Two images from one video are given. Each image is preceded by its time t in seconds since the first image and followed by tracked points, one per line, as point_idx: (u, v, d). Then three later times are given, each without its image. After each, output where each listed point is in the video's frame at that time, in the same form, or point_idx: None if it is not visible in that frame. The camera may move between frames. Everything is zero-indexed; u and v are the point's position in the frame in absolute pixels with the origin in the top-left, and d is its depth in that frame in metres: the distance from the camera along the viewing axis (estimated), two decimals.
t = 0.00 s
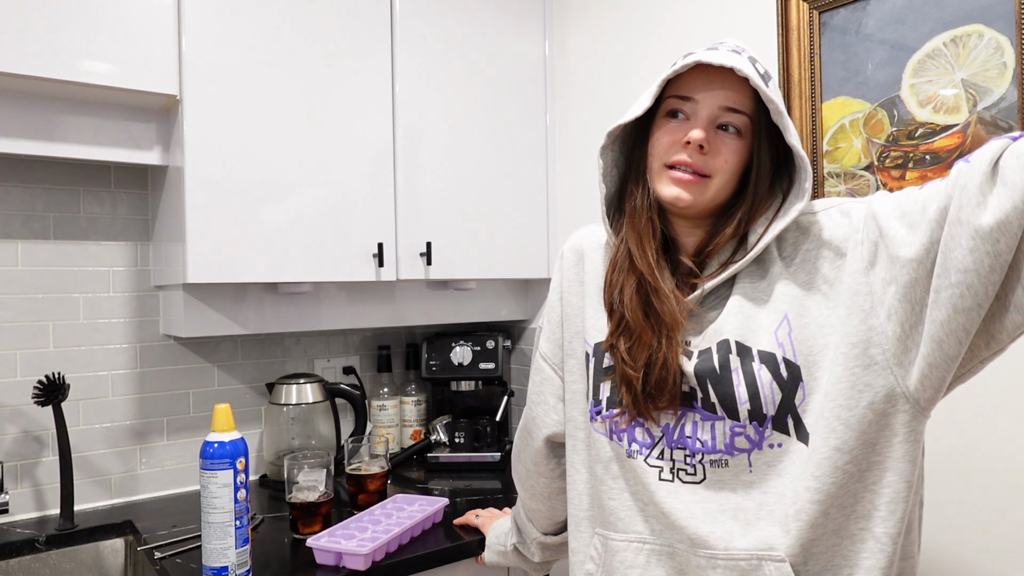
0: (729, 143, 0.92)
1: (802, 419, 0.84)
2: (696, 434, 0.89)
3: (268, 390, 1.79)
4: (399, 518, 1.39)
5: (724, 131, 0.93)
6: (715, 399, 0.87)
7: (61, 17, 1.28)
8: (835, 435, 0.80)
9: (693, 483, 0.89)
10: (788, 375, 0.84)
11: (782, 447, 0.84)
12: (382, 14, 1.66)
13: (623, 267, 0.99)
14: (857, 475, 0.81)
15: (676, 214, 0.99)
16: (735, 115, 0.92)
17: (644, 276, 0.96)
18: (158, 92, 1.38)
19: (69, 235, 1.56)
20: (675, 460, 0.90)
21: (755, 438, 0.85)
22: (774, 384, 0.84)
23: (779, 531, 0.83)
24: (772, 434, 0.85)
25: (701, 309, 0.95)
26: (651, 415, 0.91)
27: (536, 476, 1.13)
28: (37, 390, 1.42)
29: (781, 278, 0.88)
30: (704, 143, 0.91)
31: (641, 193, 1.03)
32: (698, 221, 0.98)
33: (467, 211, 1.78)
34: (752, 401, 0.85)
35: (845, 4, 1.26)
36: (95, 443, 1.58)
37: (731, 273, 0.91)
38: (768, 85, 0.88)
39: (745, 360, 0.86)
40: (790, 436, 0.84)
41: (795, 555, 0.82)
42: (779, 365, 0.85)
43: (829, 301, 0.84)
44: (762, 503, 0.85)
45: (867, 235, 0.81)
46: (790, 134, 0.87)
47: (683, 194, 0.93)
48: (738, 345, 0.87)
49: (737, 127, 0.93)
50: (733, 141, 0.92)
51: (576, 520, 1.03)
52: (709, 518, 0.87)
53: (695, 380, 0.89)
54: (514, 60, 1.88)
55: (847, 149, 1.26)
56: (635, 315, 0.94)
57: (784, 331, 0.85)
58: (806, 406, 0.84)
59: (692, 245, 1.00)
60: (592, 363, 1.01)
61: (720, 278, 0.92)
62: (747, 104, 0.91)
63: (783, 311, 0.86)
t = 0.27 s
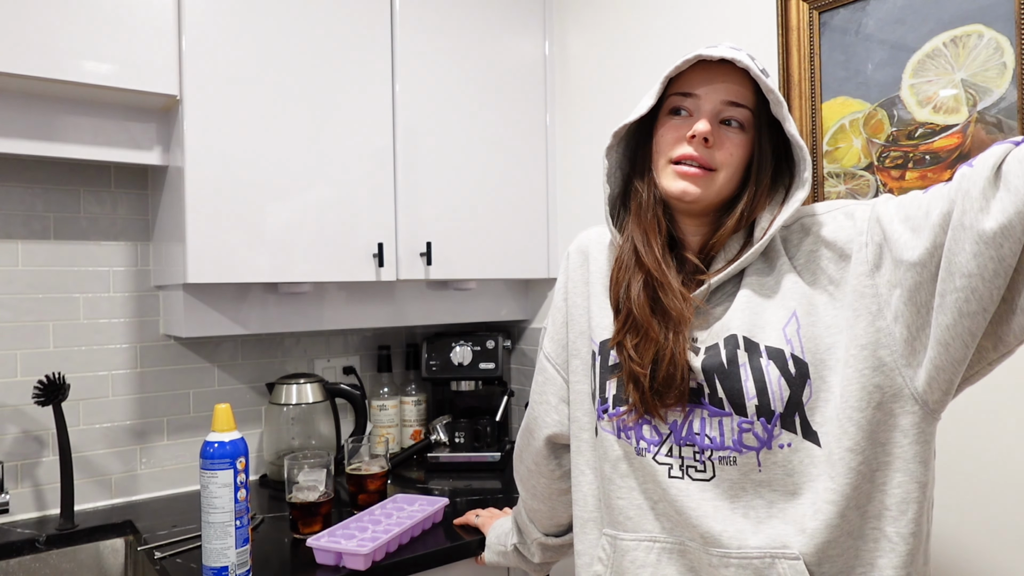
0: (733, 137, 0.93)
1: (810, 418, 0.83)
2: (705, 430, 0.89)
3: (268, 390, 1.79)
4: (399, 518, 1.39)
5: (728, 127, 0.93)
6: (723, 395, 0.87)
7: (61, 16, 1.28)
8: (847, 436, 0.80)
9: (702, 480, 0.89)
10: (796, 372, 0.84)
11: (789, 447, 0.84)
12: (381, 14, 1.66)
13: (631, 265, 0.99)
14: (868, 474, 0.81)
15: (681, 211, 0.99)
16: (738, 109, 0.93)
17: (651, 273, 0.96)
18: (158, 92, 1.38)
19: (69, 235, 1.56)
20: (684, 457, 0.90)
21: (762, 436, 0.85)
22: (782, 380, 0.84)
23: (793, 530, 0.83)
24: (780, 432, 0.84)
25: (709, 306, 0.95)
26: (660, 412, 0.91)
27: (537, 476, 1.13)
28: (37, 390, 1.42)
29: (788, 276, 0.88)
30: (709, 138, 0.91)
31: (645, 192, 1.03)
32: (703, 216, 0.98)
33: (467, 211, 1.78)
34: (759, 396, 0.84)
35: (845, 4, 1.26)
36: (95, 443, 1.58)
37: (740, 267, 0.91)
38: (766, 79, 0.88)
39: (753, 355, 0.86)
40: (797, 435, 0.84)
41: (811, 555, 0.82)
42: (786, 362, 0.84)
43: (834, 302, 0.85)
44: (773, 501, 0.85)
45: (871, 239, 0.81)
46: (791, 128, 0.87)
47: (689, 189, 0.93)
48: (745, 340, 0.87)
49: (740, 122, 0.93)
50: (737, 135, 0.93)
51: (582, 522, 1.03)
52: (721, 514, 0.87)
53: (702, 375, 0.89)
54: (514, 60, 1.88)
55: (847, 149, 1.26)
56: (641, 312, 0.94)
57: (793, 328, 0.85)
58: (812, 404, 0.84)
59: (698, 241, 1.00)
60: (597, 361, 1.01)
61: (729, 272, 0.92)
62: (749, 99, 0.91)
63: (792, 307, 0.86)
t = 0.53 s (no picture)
0: (731, 140, 0.93)
1: (804, 423, 0.83)
2: (703, 428, 0.89)
3: (268, 390, 1.79)
4: (399, 518, 1.39)
5: (727, 130, 0.93)
6: (718, 394, 0.87)
7: (61, 17, 1.28)
8: (850, 443, 0.79)
9: (700, 478, 0.89)
10: (792, 376, 0.84)
11: (782, 451, 0.83)
12: (382, 14, 1.66)
13: (631, 268, 0.99)
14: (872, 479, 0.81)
15: (682, 214, 1.00)
16: (736, 111, 0.93)
17: (651, 276, 0.96)
18: (158, 92, 1.38)
19: (69, 235, 1.56)
20: (682, 454, 0.90)
21: (756, 438, 0.85)
22: (776, 382, 0.84)
23: (790, 530, 0.83)
24: (774, 436, 0.83)
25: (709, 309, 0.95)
26: (659, 413, 0.91)
27: (537, 475, 1.13)
28: (37, 390, 1.42)
29: (793, 283, 0.88)
30: (707, 142, 0.91)
31: (647, 194, 1.03)
32: (705, 218, 0.98)
33: (467, 211, 1.78)
34: (753, 397, 0.85)
35: (845, 4, 1.26)
36: (95, 443, 1.58)
37: (742, 269, 0.91)
38: (763, 81, 0.88)
39: (750, 357, 0.86)
40: (791, 440, 0.83)
41: (808, 556, 0.82)
42: (782, 364, 0.84)
43: (837, 309, 0.85)
44: (773, 499, 0.85)
45: (875, 249, 0.81)
46: (787, 131, 0.87)
47: (688, 194, 0.93)
48: (744, 341, 0.87)
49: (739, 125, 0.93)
50: (736, 138, 0.93)
51: (583, 517, 1.03)
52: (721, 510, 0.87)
53: (699, 375, 0.89)
54: (514, 61, 1.88)
55: (847, 150, 1.26)
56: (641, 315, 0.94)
57: (791, 332, 0.85)
58: (808, 409, 0.83)
59: (699, 242, 1.00)
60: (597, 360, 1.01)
61: (732, 274, 0.92)
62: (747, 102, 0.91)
63: (792, 312, 0.86)
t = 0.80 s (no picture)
0: (731, 140, 0.92)
1: (804, 425, 0.83)
2: (702, 430, 0.89)
3: (268, 390, 1.79)
4: (399, 518, 1.39)
5: (726, 131, 0.93)
6: (718, 395, 0.87)
7: (60, 17, 1.28)
8: (848, 445, 0.80)
9: (699, 479, 0.89)
10: (792, 377, 0.83)
11: (782, 453, 0.83)
12: (381, 14, 1.66)
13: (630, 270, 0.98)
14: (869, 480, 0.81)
15: (681, 215, 0.99)
16: (734, 111, 0.93)
17: (649, 278, 0.96)
18: (158, 93, 1.38)
19: (69, 235, 1.56)
20: (681, 456, 0.90)
21: (756, 439, 0.84)
22: (777, 384, 0.84)
23: (788, 533, 0.83)
24: (774, 437, 0.83)
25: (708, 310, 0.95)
26: (657, 416, 0.91)
27: (536, 476, 1.13)
28: (37, 390, 1.42)
29: (791, 286, 0.88)
30: (706, 144, 0.91)
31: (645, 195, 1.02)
32: (704, 219, 0.98)
33: (467, 211, 1.78)
34: (753, 399, 0.84)
35: (845, 4, 1.26)
36: (96, 443, 1.58)
37: (743, 270, 0.91)
38: (763, 82, 0.87)
39: (750, 358, 0.86)
40: (791, 442, 0.83)
41: (806, 558, 0.82)
42: (783, 366, 0.84)
43: (837, 311, 0.85)
44: (770, 503, 0.85)
45: (876, 249, 0.81)
46: (787, 132, 0.87)
47: (688, 196, 0.93)
48: (743, 343, 0.87)
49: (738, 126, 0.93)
50: (735, 139, 0.93)
51: (581, 518, 1.03)
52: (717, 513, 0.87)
53: (699, 377, 0.89)
54: (514, 60, 1.88)
55: (847, 150, 1.26)
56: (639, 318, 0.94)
57: (792, 334, 0.85)
58: (808, 411, 0.83)
59: (698, 243, 1.00)
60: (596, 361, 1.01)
61: (731, 275, 0.91)
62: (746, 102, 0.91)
63: (793, 314, 0.86)
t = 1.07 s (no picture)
0: (728, 144, 0.92)
1: (800, 427, 0.83)
2: (699, 433, 0.89)
3: (268, 390, 1.79)
4: (399, 518, 1.39)
5: (724, 135, 0.93)
6: (715, 398, 0.87)
7: (60, 17, 1.28)
8: (843, 445, 0.80)
9: (695, 482, 0.89)
10: (789, 380, 0.83)
11: (778, 455, 0.83)
12: (381, 15, 1.66)
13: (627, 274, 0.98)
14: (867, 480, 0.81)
15: (679, 218, 0.99)
16: (732, 114, 0.92)
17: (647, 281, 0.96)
18: (158, 92, 1.38)
19: (69, 235, 1.56)
20: (677, 458, 0.90)
21: (753, 442, 0.84)
22: (774, 387, 0.84)
23: (784, 535, 0.83)
24: (771, 440, 0.83)
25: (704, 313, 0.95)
26: (652, 419, 0.91)
27: (536, 476, 1.13)
28: (37, 390, 1.42)
29: (790, 287, 0.88)
30: (704, 148, 0.91)
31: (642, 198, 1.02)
32: (700, 223, 0.98)
33: (467, 211, 1.78)
34: (750, 402, 0.84)
35: (844, 4, 1.26)
36: (95, 443, 1.58)
37: (738, 274, 0.91)
38: (762, 85, 0.87)
39: (747, 361, 0.86)
40: (788, 443, 0.83)
41: (801, 560, 0.82)
42: (780, 368, 0.84)
43: (834, 312, 0.84)
44: (766, 507, 0.85)
45: (874, 249, 0.81)
46: (787, 137, 0.86)
47: (685, 201, 0.93)
48: (739, 345, 0.87)
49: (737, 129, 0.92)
50: (734, 143, 0.92)
51: (579, 519, 1.03)
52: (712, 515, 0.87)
53: (695, 380, 0.89)
54: (514, 60, 1.88)
55: (847, 150, 1.26)
56: (636, 321, 0.94)
57: (788, 336, 0.85)
58: (806, 413, 0.83)
59: (694, 246, 1.00)
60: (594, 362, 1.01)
61: (726, 279, 0.92)
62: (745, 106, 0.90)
63: (789, 315, 0.86)
